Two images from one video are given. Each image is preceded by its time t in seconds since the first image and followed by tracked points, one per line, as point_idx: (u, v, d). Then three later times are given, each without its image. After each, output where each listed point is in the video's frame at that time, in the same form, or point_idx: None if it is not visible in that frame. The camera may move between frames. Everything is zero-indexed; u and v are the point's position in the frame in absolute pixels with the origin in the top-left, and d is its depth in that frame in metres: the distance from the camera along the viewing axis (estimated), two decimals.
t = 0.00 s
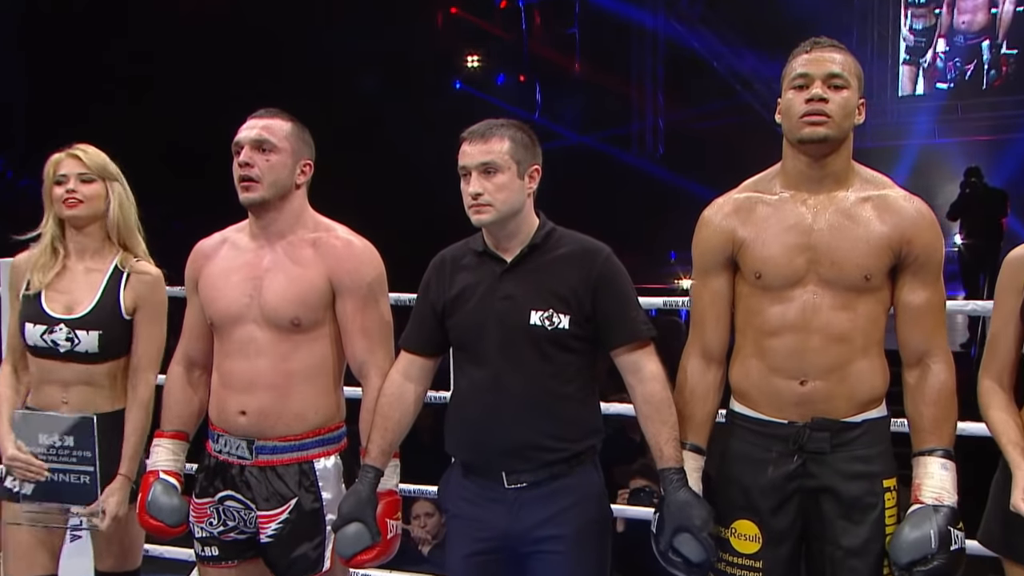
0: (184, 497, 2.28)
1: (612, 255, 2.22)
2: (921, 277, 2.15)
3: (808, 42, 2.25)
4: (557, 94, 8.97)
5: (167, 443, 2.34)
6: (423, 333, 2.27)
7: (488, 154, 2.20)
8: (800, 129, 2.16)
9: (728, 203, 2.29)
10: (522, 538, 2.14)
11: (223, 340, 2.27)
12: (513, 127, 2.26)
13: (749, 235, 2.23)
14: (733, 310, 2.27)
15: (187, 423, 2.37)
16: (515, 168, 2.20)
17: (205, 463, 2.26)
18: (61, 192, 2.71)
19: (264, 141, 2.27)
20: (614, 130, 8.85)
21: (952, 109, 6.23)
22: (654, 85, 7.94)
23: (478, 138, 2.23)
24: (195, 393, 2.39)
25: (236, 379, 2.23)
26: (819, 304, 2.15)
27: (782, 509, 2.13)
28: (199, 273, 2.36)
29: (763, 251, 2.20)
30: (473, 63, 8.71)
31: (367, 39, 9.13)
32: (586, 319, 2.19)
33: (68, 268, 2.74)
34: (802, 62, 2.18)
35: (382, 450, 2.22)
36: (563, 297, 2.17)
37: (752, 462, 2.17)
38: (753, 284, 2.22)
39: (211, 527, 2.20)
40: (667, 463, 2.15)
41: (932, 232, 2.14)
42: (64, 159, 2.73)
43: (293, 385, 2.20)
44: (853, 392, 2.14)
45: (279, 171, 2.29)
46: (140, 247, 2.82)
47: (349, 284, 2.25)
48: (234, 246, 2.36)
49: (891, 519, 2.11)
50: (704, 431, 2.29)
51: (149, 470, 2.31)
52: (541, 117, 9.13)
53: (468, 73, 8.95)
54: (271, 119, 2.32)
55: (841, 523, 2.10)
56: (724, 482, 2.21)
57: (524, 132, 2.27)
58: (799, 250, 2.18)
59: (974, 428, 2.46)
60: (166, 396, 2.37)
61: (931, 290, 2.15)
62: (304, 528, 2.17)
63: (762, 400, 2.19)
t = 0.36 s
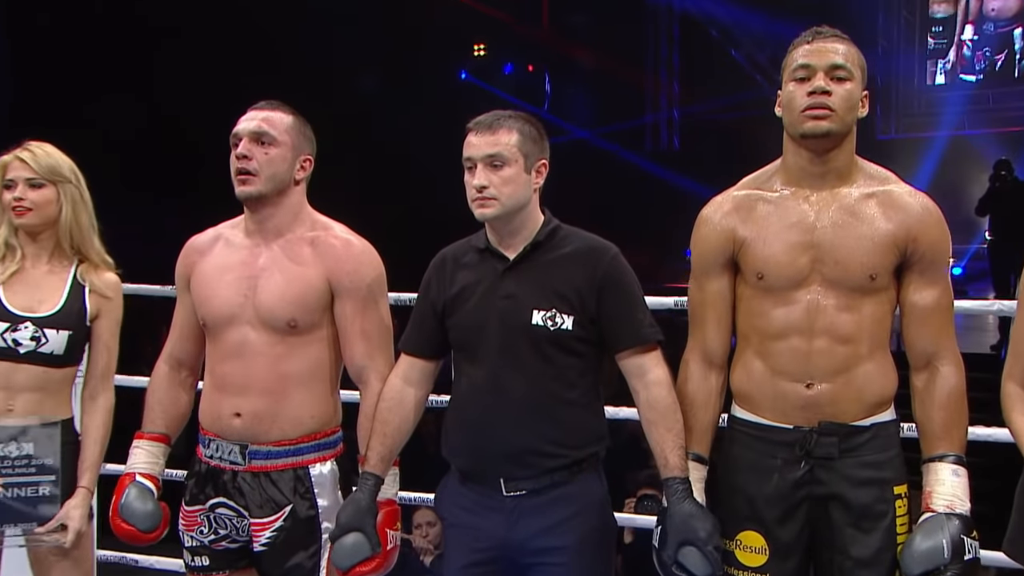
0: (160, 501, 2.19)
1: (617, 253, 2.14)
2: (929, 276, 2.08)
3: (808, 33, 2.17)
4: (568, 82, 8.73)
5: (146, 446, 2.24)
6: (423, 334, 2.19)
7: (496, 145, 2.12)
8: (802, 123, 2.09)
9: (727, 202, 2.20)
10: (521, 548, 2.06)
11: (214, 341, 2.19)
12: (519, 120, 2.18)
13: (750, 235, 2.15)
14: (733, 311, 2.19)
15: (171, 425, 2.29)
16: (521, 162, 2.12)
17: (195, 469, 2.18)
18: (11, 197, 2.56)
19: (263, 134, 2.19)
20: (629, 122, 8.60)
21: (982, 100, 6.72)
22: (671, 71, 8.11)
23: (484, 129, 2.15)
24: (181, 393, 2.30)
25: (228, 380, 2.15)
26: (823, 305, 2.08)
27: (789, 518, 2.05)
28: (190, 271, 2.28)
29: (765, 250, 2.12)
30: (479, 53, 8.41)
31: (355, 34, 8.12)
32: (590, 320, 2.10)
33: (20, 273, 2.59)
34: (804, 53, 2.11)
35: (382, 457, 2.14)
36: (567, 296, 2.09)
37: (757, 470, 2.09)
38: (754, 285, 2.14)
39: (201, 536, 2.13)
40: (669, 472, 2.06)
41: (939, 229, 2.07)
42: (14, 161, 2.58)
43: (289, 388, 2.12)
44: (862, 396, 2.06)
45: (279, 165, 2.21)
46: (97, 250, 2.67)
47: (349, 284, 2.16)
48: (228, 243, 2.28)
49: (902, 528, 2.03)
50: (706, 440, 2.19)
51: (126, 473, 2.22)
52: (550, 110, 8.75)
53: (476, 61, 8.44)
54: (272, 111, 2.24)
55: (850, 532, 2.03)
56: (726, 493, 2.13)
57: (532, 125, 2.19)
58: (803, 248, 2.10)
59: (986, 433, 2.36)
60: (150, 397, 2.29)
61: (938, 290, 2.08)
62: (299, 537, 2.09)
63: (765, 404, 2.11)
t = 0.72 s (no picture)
0: (161, 518, 2.14)
1: (620, 259, 2.07)
2: (932, 281, 2.01)
3: (805, 28, 2.10)
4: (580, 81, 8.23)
5: (144, 461, 2.20)
6: (416, 344, 2.11)
7: (492, 147, 2.05)
8: (799, 125, 2.02)
9: (722, 202, 2.12)
10: (516, 566, 1.99)
11: (203, 349, 2.12)
12: (516, 119, 2.10)
13: (744, 237, 2.08)
14: (728, 318, 2.11)
15: (165, 439, 2.22)
16: (518, 164, 2.05)
17: (182, 481, 2.10)
18: None
19: (252, 134, 2.13)
20: (637, 122, 8.10)
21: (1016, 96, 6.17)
22: (684, 69, 7.38)
23: (479, 129, 2.08)
24: (177, 406, 2.24)
25: (217, 390, 2.08)
26: (824, 311, 2.01)
27: (790, 535, 1.99)
28: (178, 277, 2.21)
29: (760, 254, 2.05)
30: (484, 48, 7.96)
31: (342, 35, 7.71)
32: (590, 328, 2.04)
33: None
34: (800, 51, 2.04)
35: (375, 471, 2.07)
36: (566, 303, 2.02)
37: (756, 486, 2.02)
38: (749, 290, 2.07)
39: (188, 552, 2.06)
40: (670, 489, 2.00)
41: (943, 231, 2.00)
42: None
43: (279, 398, 2.06)
44: (864, 406, 2.00)
45: (268, 167, 2.14)
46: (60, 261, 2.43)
47: (340, 291, 2.10)
48: (217, 248, 2.21)
49: (907, 543, 1.96)
50: (701, 452, 2.13)
51: (125, 491, 2.17)
52: (558, 108, 8.34)
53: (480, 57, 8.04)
54: (261, 110, 2.17)
55: (853, 549, 1.96)
56: (726, 509, 2.06)
57: (530, 125, 2.11)
58: (801, 252, 2.03)
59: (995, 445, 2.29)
60: (143, 409, 2.22)
61: (942, 295, 2.01)
62: (289, 552, 2.02)
63: (762, 416, 2.04)
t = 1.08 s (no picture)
0: (130, 530, 2.06)
1: (617, 265, 1.99)
2: (928, 287, 1.95)
3: (792, 26, 2.04)
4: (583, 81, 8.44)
5: (112, 468, 2.11)
6: (405, 353, 2.05)
7: (487, 149, 1.98)
8: (787, 127, 1.95)
9: (708, 210, 2.06)
10: None
11: (185, 356, 2.06)
12: (513, 120, 2.03)
13: (732, 245, 2.01)
14: (717, 328, 2.04)
15: (137, 445, 2.15)
16: (514, 167, 1.98)
17: (164, 496, 2.03)
18: None
19: (238, 134, 2.06)
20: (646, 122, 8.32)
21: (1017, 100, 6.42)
22: (697, 66, 7.56)
23: (473, 130, 2.00)
24: (148, 412, 2.16)
25: (201, 400, 2.01)
26: (817, 321, 1.94)
27: (785, 555, 1.93)
28: (159, 279, 2.14)
29: (750, 262, 1.99)
30: (485, 45, 8.06)
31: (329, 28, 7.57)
32: (585, 337, 1.97)
33: None
34: (788, 49, 1.98)
35: (358, 484, 2.00)
36: (560, 311, 1.95)
37: (749, 504, 1.96)
38: (738, 300, 2.00)
39: (169, 569, 1.99)
40: (664, 508, 1.93)
41: (939, 235, 1.94)
42: None
43: (265, 408, 1.99)
44: (860, 419, 1.94)
45: (254, 168, 2.07)
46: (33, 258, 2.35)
47: (329, 295, 2.03)
48: (200, 248, 2.14)
49: (908, 562, 1.90)
50: (695, 469, 2.06)
51: (90, 498, 2.08)
52: (565, 107, 8.45)
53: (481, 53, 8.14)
54: (247, 110, 2.10)
55: (853, 568, 1.90)
56: (719, 527, 2.00)
57: (526, 125, 2.04)
58: (792, 260, 1.97)
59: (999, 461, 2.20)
60: (114, 415, 2.15)
61: (939, 303, 1.95)
62: (275, 569, 1.95)
63: (755, 431, 1.98)
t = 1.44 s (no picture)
0: (110, 552, 1.96)
1: (616, 268, 1.92)
2: (914, 294, 1.88)
3: (768, 24, 1.99)
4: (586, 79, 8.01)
5: (92, 489, 2.02)
6: (393, 363, 1.96)
7: (480, 150, 1.90)
8: (766, 130, 1.90)
9: (686, 219, 2.00)
10: None
11: (164, 369, 1.97)
12: (506, 118, 1.95)
13: (712, 255, 1.95)
14: (701, 341, 1.98)
15: (117, 465, 2.05)
16: (508, 169, 1.90)
17: (140, 510, 1.95)
18: None
19: (217, 133, 1.98)
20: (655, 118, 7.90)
21: None
22: (707, 62, 7.13)
23: (467, 130, 1.93)
24: (128, 430, 2.07)
25: (181, 413, 1.93)
26: (800, 332, 1.88)
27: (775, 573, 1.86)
28: (136, 290, 2.05)
29: (731, 273, 1.93)
30: (485, 38, 7.70)
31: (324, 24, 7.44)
32: (580, 347, 1.89)
33: None
34: (764, 48, 1.92)
35: (352, 501, 1.93)
36: (554, 319, 1.88)
37: (734, 521, 1.89)
38: (720, 313, 1.94)
39: None
40: (652, 530, 1.86)
41: (924, 239, 1.87)
42: None
43: (248, 424, 1.91)
44: (848, 432, 1.87)
45: (234, 169, 1.99)
46: None
47: (313, 304, 1.95)
48: (177, 258, 2.06)
49: None
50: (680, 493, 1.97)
51: (70, 520, 1.99)
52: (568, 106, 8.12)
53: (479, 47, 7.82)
54: (227, 107, 2.02)
55: None
56: (702, 545, 1.93)
57: (520, 124, 1.96)
58: (774, 269, 1.91)
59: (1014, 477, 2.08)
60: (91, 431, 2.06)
61: (926, 309, 1.88)
62: None
63: (740, 444, 1.92)
